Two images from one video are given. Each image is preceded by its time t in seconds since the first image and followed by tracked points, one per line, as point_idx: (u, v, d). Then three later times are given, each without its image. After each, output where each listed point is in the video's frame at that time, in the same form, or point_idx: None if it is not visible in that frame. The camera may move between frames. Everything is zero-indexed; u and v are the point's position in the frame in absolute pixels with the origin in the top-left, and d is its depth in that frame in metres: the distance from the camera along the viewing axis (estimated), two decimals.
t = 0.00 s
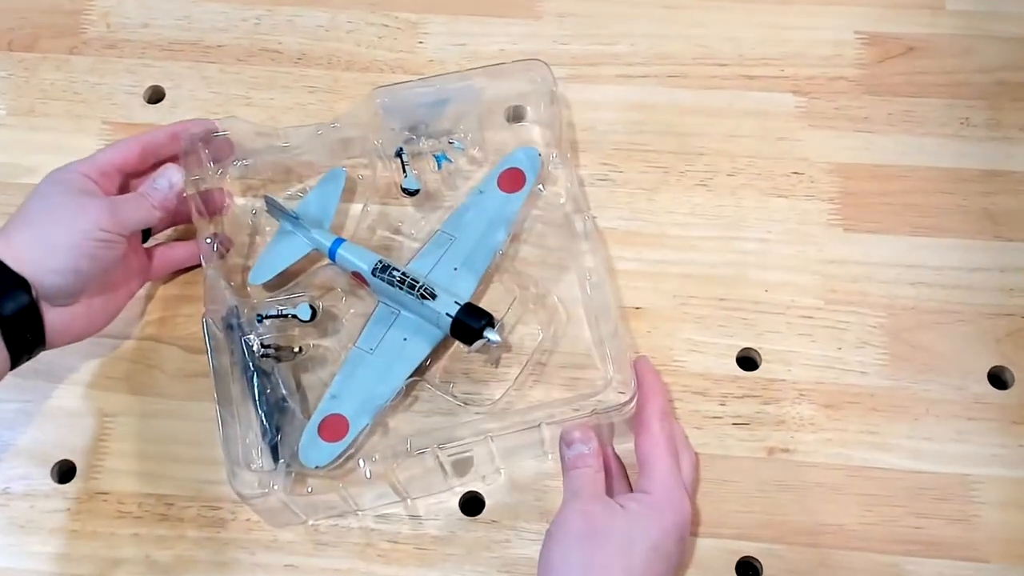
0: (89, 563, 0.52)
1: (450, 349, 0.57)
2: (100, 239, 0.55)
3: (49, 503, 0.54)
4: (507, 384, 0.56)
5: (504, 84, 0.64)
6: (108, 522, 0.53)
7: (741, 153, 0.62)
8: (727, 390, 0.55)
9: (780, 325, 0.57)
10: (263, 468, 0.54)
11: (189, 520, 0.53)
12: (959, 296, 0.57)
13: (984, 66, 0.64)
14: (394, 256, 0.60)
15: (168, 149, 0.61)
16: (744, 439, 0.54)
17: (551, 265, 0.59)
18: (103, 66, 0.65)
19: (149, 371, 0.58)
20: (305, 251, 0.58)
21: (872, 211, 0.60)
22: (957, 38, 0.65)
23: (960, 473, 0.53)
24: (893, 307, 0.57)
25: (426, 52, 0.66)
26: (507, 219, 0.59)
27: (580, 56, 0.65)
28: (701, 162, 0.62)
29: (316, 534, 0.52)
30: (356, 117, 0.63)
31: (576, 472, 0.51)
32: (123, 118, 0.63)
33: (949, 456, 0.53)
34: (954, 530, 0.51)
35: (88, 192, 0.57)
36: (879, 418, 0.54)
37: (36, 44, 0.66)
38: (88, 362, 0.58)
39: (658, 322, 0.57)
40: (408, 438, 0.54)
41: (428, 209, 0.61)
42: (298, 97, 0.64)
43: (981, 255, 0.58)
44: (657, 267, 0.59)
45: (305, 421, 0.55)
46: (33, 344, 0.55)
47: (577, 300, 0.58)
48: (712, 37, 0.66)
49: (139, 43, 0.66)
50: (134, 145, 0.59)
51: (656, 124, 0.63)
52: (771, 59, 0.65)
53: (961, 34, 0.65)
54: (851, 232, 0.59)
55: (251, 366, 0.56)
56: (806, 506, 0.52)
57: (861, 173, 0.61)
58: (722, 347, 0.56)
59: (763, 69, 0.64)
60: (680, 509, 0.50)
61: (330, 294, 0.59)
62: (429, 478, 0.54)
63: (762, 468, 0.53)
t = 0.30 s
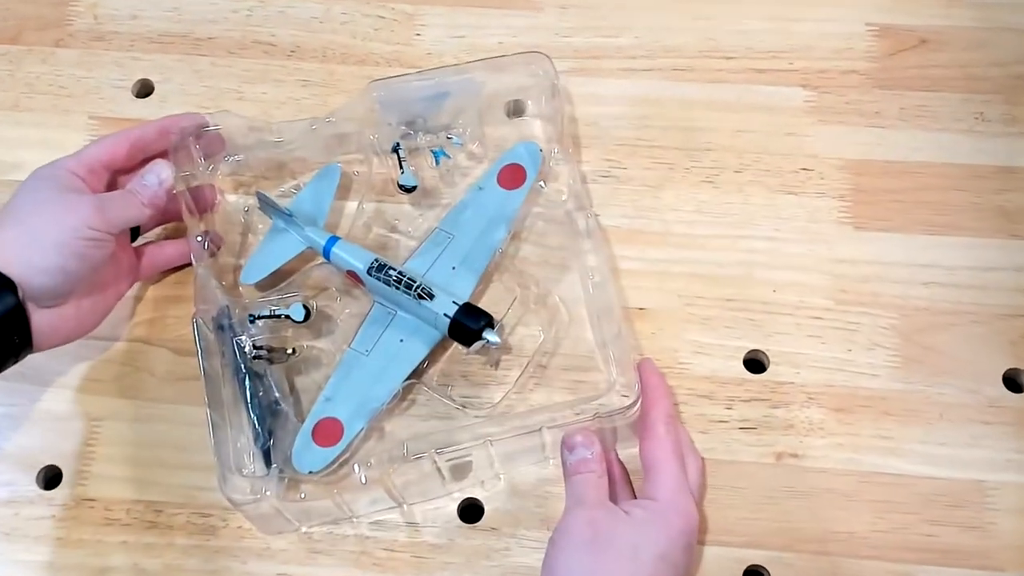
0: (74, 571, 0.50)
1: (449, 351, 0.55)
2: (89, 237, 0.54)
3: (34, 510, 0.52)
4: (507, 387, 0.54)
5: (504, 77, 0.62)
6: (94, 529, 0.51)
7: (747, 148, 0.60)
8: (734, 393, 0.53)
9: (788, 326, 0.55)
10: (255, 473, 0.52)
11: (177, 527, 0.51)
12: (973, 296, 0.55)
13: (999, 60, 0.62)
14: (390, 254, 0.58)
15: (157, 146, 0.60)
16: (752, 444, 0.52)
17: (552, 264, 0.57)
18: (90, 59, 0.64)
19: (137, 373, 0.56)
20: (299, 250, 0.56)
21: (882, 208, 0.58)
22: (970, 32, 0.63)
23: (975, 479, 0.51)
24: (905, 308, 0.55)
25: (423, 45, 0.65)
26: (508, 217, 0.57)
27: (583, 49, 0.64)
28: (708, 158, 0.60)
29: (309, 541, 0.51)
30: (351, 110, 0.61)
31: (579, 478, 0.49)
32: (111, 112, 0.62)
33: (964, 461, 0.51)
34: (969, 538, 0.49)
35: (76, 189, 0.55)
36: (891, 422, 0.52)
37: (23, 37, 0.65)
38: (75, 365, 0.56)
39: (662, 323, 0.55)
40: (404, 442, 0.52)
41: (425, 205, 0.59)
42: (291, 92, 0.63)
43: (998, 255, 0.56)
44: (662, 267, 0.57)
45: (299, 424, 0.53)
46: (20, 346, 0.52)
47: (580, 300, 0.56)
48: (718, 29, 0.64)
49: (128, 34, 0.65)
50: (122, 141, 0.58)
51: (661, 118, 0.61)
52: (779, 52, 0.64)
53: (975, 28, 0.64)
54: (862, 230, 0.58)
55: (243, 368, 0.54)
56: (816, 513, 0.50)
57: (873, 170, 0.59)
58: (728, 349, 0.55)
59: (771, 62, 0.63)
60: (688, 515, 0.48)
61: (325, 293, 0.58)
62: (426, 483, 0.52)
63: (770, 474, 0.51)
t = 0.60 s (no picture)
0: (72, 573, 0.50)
1: (449, 351, 0.55)
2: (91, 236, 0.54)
3: (32, 511, 0.52)
4: (508, 388, 0.54)
5: (505, 76, 0.62)
6: (93, 531, 0.51)
7: (748, 148, 0.60)
8: (734, 393, 0.53)
9: (789, 325, 0.55)
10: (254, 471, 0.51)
11: (176, 529, 0.51)
12: (974, 297, 0.55)
13: (1000, 59, 0.62)
14: (391, 254, 0.57)
15: (158, 143, 0.59)
16: (753, 445, 0.52)
17: (553, 264, 0.57)
18: (88, 58, 0.64)
19: (137, 373, 0.56)
20: (300, 249, 0.56)
21: (883, 208, 0.58)
22: (971, 31, 0.63)
23: (977, 480, 0.50)
24: (906, 308, 0.55)
25: (422, 44, 0.65)
26: (509, 216, 0.57)
27: (583, 48, 0.64)
28: (708, 158, 0.60)
29: (308, 543, 0.50)
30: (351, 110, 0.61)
31: (579, 478, 0.49)
32: (110, 111, 0.62)
33: (966, 461, 0.51)
34: (970, 539, 0.49)
35: (77, 187, 0.55)
36: (893, 422, 0.52)
37: (21, 36, 0.65)
38: (74, 365, 0.56)
39: (662, 323, 0.55)
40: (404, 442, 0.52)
41: (425, 205, 0.59)
42: (290, 91, 0.63)
43: (998, 254, 0.56)
44: (663, 267, 0.57)
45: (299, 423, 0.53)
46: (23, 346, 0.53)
47: (580, 300, 0.56)
48: (719, 28, 0.64)
49: (127, 34, 0.65)
50: (125, 139, 0.58)
51: (662, 117, 0.61)
52: (780, 51, 0.63)
53: (975, 27, 0.64)
54: (863, 231, 0.57)
55: (242, 366, 0.54)
56: (817, 514, 0.50)
57: (874, 169, 0.59)
58: (729, 349, 0.54)
59: (772, 61, 0.63)
60: (689, 516, 0.48)
61: (325, 292, 0.57)
62: (426, 484, 0.52)
63: (771, 475, 0.51)
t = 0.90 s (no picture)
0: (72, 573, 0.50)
1: (450, 352, 0.55)
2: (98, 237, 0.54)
3: (33, 511, 0.52)
4: (508, 388, 0.54)
5: (506, 79, 0.62)
6: (93, 531, 0.51)
7: (749, 148, 0.60)
8: (735, 393, 0.53)
9: (789, 326, 0.55)
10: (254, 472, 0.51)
11: (176, 528, 0.51)
12: (973, 297, 0.55)
13: (999, 59, 0.62)
14: (391, 255, 0.57)
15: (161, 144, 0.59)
16: (753, 445, 0.52)
17: (553, 264, 0.57)
18: (88, 58, 0.64)
19: (138, 373, 0.56)
20: (304, 252, 0.56)
21: (883, 208, 0.58)
22: (971, 31, 0.63)
23: (976, 480, 0.50)
24: (906, 308, 0.55)
25: (422, 43, 0.65)
26: (510, 218, 0.57)
27: (583, 48, 0.64)
28: (708, 158, 0.60)
29: (308, 543, 0.50)
30: (352, 110, 0.61)
31: (577, 477, 0.49)
32: (110, 111, 0.62)
33: (966, 461, 0.51)
34: (970, 539, 0.49)
35: (85, 189, 0.55)
36: (893, 422, 0.52)
37: (20, 36, 0.65)
38: (74, 365, 0.56)
39: (662, 323, 0.55)
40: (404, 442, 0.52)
41: (425, 205, 0.59)
42: (290, 91, 0.63)
43: (998, 254, 0.56)
44: (663, 267, 0.57)
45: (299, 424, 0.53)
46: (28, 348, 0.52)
47: (581, 300, 0.56)
48: (719, 28, 0.64)
49: (127, 34, 0.65)
50: (131, 140, 0.58)
51: (662, 117, 0.61)
52: (780, 51, 0.63)
53: (975, 27, 0.64)
54: (864, 231, 0.57)
55: (244, 367, 0.54)
56: (817, 514, 0.50)
57: (874, 169, 0.59)
58: (729, 349, 0.54)
59: (772, 61, 0.63)
60: (686, 517, 0.48)
61: (326, 293, 0.57)
62: (425, 483, 0.52)
63: (771, 475, 0.51)
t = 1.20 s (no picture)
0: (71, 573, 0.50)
1: (449, 352, 0.55)
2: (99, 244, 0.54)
3: (32, 511, 0.52)
4: (508, 388, 0.54)
5: (505, 78, 0.62)
6: (92, 531, 0.51)
7: (749, 148, 0.60)
8: (735, 393, 0.53)
9: (788, 325, 0.55)
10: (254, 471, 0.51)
11: (177, 528, 0.51)
12: (973, 297, 0.55)
13: (999, 59, 0.62)
14: (391, 255, 0.57)
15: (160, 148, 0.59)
16: (753, 445, 0.52)
17: (553, 264, 0.57)
18: (88, 58, 0.64)
19: (138, 373, 0.56)
20: (304, 252, 0.56)
21: (883, 208, 0.58)
22: (971, 31, 0.63)
23: (976, 480, 0.50)
24: (906, 308, 0.55)
25: (422, 43, 0.65)
26: (510, 218, 0.57)
27: (582, 48, 0.64)
28: (708, 158, 0.60)
29: (308, 543, 0.50)
30: (352, 110, 0.61)
31: (573, 479, 0.49)
32: (110, 111, 0.62)
33: (966, 461, 0.51)
34: (970, 539, 0.49)
35: (85, 197, 0.55)
36: (893, 423, 0.52)
37: (21, 36, 0.65)
38: (74, 365, 0.56)
39: (662, 323, 0.55)
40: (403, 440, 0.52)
41: (424, 206, 0.59)
42: (290, 91, 0.63)
43: (998, 255, 0.56)
44: (663, 267, 0.57)
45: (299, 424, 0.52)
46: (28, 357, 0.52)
47: (581, 300, 0.56)
48: (719, 28, 0.64)
49: (127, 33, 0.65)
50: (132, 147, 0.58)
51: (662, 117, 0.61)
52: (780, 52, 0.63)
53: (975, 27, 0.64)
54: (864, 231, 0.57)
55: (244, 367, 0.54)
56: (817, 514, 0.50)
57: (874, 170, 0.59)
58: (729, 349, 0.54)
59: (772, 61, 0.63)
60: (682, 519, 0.48)
61: (325, 293, 0.57)
62: (424, 483, 0.51)
63: (771, 475, 0.51)
